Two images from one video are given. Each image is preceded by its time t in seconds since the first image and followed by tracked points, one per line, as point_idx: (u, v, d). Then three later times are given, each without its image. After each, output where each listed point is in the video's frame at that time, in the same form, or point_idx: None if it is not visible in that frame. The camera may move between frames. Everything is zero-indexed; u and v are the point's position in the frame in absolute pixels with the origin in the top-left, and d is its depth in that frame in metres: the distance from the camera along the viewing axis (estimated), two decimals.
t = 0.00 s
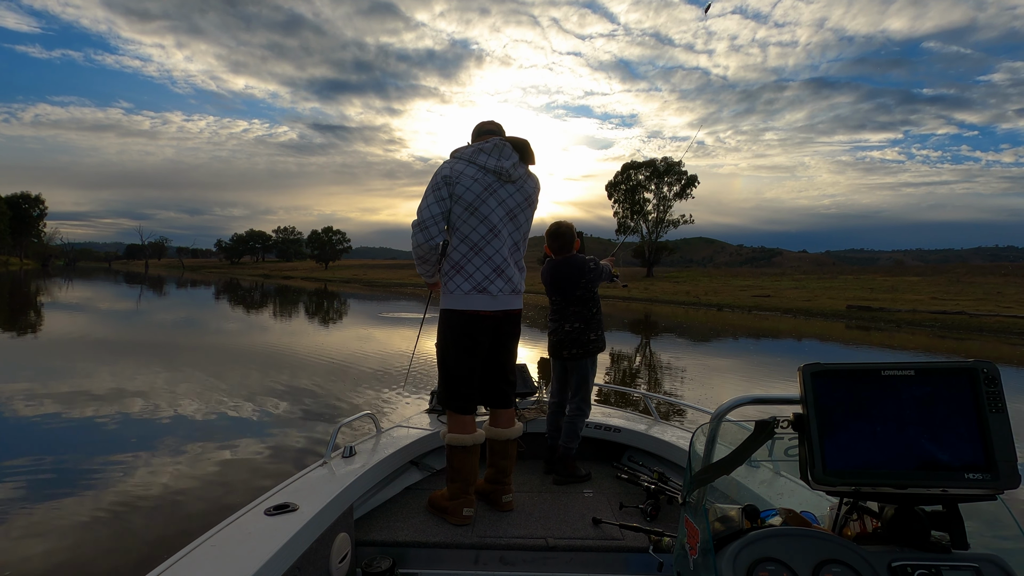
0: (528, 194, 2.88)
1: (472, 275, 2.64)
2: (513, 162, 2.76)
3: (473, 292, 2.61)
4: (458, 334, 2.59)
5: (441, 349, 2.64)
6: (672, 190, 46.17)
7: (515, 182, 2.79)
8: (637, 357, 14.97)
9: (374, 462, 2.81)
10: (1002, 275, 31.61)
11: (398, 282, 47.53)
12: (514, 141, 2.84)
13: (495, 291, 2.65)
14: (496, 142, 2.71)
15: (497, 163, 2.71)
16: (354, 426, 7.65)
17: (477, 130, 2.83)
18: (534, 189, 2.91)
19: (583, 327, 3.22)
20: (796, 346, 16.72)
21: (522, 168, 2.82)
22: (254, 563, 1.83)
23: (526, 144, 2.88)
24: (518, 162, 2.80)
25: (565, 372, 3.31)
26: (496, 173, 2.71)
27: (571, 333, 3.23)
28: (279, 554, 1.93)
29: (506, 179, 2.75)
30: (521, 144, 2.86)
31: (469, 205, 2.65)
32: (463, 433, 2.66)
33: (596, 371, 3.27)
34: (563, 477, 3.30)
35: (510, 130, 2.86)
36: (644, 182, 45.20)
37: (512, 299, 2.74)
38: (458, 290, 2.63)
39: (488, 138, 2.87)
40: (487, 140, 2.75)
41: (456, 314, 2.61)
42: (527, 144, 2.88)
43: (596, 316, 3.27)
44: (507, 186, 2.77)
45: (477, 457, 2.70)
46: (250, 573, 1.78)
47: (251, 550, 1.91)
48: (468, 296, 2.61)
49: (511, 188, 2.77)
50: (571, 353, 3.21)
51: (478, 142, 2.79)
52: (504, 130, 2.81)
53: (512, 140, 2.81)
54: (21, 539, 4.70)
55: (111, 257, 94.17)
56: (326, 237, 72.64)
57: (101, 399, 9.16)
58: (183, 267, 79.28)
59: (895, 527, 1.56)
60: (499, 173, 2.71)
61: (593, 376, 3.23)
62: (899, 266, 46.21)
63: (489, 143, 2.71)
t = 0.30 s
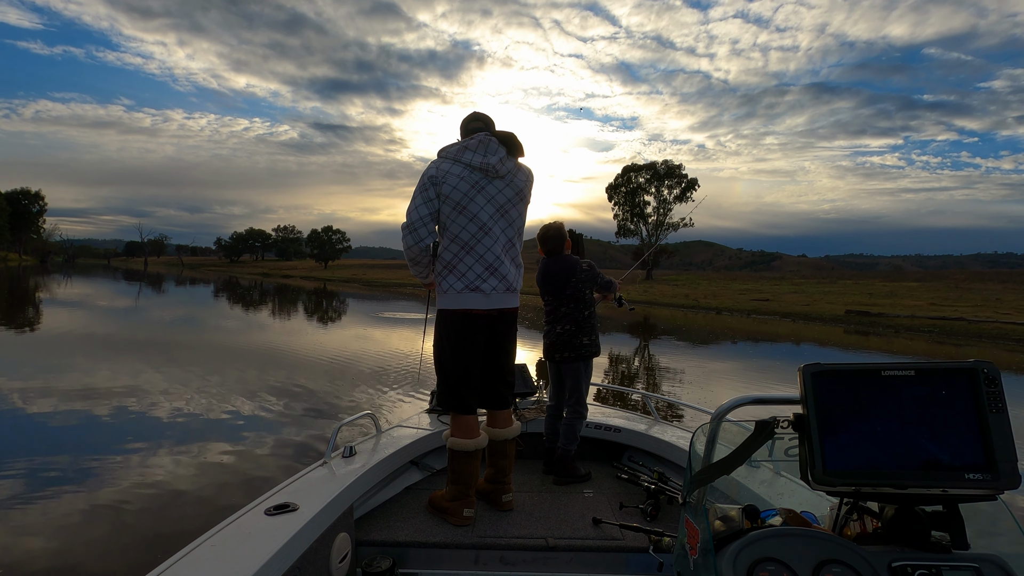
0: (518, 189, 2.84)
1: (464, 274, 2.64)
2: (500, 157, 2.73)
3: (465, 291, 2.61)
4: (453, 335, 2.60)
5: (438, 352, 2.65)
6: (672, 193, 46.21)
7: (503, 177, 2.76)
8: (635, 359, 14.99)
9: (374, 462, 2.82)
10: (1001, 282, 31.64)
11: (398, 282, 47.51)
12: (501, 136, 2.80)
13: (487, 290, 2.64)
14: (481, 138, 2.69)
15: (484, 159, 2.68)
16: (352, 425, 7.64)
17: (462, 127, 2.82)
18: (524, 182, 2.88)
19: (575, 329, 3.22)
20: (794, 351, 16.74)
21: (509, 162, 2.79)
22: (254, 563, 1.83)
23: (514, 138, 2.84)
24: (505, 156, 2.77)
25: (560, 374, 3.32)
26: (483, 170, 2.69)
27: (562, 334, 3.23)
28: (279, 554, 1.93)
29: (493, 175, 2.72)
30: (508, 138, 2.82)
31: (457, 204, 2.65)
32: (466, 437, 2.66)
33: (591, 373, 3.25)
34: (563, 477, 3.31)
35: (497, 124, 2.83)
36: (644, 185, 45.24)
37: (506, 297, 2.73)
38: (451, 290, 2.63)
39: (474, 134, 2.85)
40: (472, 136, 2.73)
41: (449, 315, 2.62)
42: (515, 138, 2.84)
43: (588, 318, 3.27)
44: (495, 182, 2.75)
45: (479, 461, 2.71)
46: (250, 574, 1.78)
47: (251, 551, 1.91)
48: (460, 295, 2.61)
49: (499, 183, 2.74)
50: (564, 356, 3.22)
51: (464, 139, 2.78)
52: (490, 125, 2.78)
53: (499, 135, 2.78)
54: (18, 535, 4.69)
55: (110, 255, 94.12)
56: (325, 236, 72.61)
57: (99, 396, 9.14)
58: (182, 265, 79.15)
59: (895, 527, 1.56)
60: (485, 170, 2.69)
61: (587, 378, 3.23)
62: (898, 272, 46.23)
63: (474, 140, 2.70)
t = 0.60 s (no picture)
0: (514, 184, 2.78)
1: (458, 274, 2.64)
2: (490, 154, 2.70)
3: (460, 291, 2.62)
4: (450, 336, 2.62)
5: (438, 353, 2.67)
6: (673, 195, 46.19)
7: (495, 174, 2.72)
8: (634, 362, 14.98)
9: (374, 461, 2.82)
10: (1001, 289, 31.60)
11: (398, 281, 47.43)
12: (493, 132, 2.76)
13: (481, 289, 2.62)
14: (469, 137, 2.67)
15: (472, 158, 2.66)
16: (351, 423, 7.64)
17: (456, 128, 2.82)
18: (520, 177, 2.81)
19: (572, 330, 3.21)
20: (794, 355, 16.72)
21: (501, 158, 2.75)
22: (255, 563, 1.84)
23: (507, 133, 2.78)
24: (496, 152, 2.73)
25: (560, 375, 3.33)
26: (472, 169, 2.66)
27: (559, 335, 3.24)
28: (279, 555, 1.93)
29: (484, 173, 2.69)
30: (501, 133, 2.77)
31: (448, 205, 2.65)
32: (467, 438, 2.67)
33: (591, 375, 3.25)
34: (563, 478, 3.31)
35: (490, 120, 2.79)
36: (645, 187, 45.22)
37: (504, 296, 2.68)
38: (447, 291, 2.65)
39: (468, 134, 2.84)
40: (462, 136, 2.72)
41: (446, 316, 2.64)
42: (507, 133, 2.78)
43: (586, 319, 3.26)
44: (488, 179, 2.71)
45: (479, 461, 2.72)
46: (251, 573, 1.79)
47: (252, 550, 1.92)
48: (455, 296, 2.62)
49: (491, 180, 2.70)
50: (561, 357, 3.23)
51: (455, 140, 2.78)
52: (481, 122, 2.76)
53: (489, 131, 2.74)
54: (16, 530, 4.68)
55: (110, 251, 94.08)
56: (326, 234, 72.54)
57: (98, 392, 9.13)
58: (182, 262, 79.11)
59: (895, 527, 1.57)
60: (474, 168, 2.66)
61: (586, 379, 3.23)
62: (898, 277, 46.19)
63: (462, 140, 2.69)
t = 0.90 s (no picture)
0: (510, 184, 2.75)
1: (453, 274, 2.65)
2: (484, 154, 2.69)
3: (453, 291, 2.62)
4: (446, 336, 2.63)
5: (438, 355, 2.69)
6: (673, 195, 46.19)
7: (490, 174, 2.70)
8: (634, 361, 14.98)
9: (374, 461, 2.82)
10: (1002, 289, 31.55)
11: (398, 281, 47.38)
12: (489, 132, 2.76)
13: (475, 290, 2.61)
14: (464, 137, 2.69)
15: (465, 158, 2.67)
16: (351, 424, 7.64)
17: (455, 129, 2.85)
18: (517, 177, 2.78)
19: (565, 332, 3.20)
20: (794, 354, 16.70)
21: (497, 158, 2.73)
22: (255, 563, 1.84)
23: (503, 132, 2.78)
24: (491, 152, 2.72)
25: (555, 375, 3.34)
26: (465, 169, 2.67)
27: (555, 336, 3.24)
28: (279, 555, 1.93)
29: (477, 173, 2.68)
30: (497, 133, 2.77)
31: (441, 205, 2.67)
32: (465, 438, 2.67)
33: (585, 377, 3.24)
34: (563, 477, 3.31)
35: (489, 119, 2.78)
36: (645, 187, 45.22)
37: (498, 297, 2.65)
38: (443, 291, 2.66)
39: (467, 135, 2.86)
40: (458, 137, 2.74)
41: (441, 316, 2.65)
42: (503, 132, 2.78)
43: (580, 321, 3.24)
44: (482, 179, 2.70)
45: (478, 461, 2.72)
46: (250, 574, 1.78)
47: (252, 550, 1.92)
48: (449, 296, 2.63)
49: (485, 181, 2.69)
50: (555, 358, 3.25)
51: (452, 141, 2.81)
52: (477, 122, 2.77)
53: (485, 131, 2.75)
54: (16, 532, 4.68)
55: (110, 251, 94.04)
56: (325, 234, 72.51)
57: (98, 392, 9.12)
58: (182, 262, 79.03)
59: (895, 527, 1.57)
60: (467, 168, 2.67)
61: (580, 381, 3.23)
62: (899, 276, 46.11)
63: (457, 140, 2.71)
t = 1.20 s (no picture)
0: (506, 184, 2.74)
1: (450, 274, 2.65)
2: (481, 154, 2.68)
3: (451, 291, 2.62)
4: (445, 336, 2.63)
5: (436, 356, 2.68)
6: (672, 193, 46.20)
7: (487, 174, 2.69)
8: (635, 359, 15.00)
9: (373, 462, 2.81)
10: (1002, 283, 31.53)
11: (398, 281, 47.44)
12: (486, 132, 2.75)
13: (472, 290, 2.60)
14: (461, 137, 2.68)
15: (463, 159, 2.67)
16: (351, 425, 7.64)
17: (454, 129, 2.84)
18: (514, 177, 2.77)
19: (564, 331, 3.19)
20: (794, 351, 16.72)
21: (494, 158, 2.73)
22: (255, 563, 1.83)
23: (500, 133, 2.78)
24: (488, 152, 2.71)
25: (554, 374, 3.32)
26: (462, 170, 2.66)
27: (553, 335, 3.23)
28: (278, 555, 1.93)
29: (475, 174, 2.67)
30: (495, 133, 2.76)
31: (438, 205, 2.66)
32: (464, 438, 2.66)
33: (584, 376, 3.24)
34: (563, 478, 3.30)
35: (487, 119, 2.78)
36: (644, 185, 45.26)
37: (496, 298, 2.65)
38: (440, 291, 2.66)
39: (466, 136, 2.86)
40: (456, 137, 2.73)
41: (440, 315, 2.65)
42: (500, 134, 2.78)
43: (579, 320, 3.23)
44: (479, 180, 2.69)
45: (478, 462, 2.71)
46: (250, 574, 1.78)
47: (252, 550, 1.91)
48: (447, 296, 2.63)
49: (482, 181, 2.68)
50: (554, 358, 3.23)
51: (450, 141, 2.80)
52: (476, 122, 2.76)
53: (482, 131, 2.74)
54: (18, 535, 4.68)
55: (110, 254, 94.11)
56: (325, 235, 72.54)
57: (98, 395, 9.13)
58: (182, 264, 79.03)
59: (895, 527, 1.57)
60: (464, 168, 2.66)
61: (579, 380, 3.22)
62: (899, 271, 46.08)
63: (455, 140, 2.70)
